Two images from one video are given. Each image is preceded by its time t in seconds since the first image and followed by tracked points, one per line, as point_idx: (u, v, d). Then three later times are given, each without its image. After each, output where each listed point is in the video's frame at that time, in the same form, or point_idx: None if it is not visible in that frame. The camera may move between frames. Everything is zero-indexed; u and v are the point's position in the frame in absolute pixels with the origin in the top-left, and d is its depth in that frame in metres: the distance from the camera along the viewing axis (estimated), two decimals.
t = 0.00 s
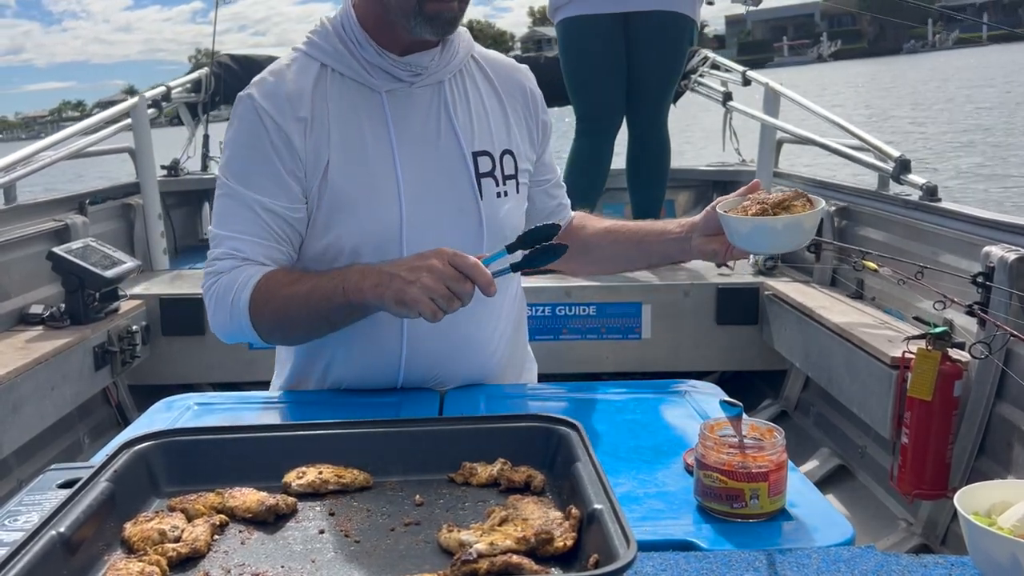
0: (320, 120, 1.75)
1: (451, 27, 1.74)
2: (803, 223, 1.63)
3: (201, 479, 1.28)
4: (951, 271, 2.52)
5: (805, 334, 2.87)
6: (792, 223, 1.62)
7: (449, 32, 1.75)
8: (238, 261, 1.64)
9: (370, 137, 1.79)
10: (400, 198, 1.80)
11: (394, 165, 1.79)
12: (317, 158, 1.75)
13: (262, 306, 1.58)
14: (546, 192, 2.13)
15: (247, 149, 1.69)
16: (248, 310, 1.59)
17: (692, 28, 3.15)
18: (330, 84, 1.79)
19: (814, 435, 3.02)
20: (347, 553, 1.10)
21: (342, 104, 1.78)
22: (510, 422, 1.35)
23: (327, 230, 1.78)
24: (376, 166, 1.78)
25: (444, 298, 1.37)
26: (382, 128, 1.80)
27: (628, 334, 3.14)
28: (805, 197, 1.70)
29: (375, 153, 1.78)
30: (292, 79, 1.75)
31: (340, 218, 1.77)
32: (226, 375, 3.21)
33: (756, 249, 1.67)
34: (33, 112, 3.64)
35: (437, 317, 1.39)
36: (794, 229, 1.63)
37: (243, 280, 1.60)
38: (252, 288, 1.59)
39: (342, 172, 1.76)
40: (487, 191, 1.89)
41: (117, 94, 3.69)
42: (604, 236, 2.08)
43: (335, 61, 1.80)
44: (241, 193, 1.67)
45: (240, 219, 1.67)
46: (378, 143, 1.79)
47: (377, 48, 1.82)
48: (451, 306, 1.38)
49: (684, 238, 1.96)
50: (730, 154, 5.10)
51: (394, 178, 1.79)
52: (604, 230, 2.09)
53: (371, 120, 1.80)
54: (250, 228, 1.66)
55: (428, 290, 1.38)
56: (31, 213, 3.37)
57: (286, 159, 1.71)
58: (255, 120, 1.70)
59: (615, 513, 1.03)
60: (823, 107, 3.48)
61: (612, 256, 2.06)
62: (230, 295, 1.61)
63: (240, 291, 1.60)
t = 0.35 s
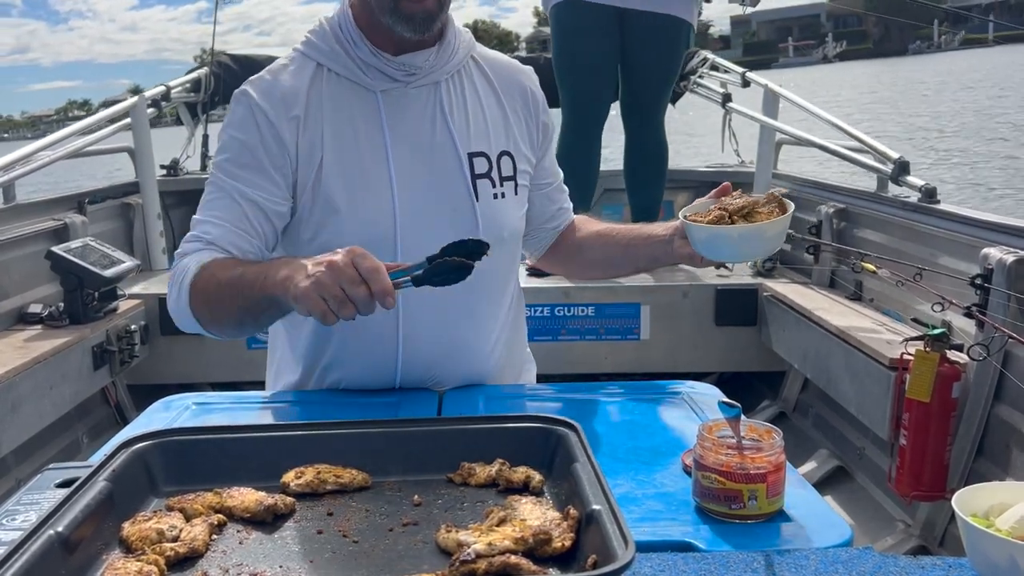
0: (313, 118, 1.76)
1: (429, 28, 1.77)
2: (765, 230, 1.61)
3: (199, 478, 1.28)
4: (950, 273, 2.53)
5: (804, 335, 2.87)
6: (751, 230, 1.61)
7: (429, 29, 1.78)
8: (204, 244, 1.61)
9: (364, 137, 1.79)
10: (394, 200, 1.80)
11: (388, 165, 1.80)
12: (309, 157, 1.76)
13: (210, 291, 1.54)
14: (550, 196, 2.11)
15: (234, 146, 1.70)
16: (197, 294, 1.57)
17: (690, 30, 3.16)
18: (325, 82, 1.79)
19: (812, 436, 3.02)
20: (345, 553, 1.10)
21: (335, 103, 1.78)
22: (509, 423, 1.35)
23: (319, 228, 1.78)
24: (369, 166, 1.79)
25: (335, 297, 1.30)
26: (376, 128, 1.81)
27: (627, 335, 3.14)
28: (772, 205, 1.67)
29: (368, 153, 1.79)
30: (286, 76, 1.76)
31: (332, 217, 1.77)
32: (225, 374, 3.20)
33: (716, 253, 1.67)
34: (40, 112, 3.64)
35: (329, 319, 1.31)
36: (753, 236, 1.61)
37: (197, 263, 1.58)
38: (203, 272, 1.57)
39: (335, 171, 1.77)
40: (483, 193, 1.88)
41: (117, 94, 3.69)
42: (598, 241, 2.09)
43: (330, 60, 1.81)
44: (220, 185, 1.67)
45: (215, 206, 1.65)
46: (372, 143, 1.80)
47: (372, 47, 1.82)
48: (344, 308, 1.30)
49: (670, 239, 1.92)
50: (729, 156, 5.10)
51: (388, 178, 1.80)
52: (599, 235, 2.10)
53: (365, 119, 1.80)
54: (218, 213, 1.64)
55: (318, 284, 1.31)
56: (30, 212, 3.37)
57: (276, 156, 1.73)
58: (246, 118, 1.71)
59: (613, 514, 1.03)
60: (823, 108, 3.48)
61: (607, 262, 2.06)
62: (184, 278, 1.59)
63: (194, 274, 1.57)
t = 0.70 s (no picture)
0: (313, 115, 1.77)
1: (418, 22, 1.78)
2: (666, 248, 1.60)
3: (197, 476, 1.28)
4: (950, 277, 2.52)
5: (802, 338, 2.88)
6: (648, 247, 1.60)
7: (422, 23, 1.79)
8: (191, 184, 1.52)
9: (363, 137, 1.80)
10: (393, 201, 1.79)
11: (387, 167, 1.80)
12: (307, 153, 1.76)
13: (123, 242, 1.34)
14: (555, 204, 2.09)
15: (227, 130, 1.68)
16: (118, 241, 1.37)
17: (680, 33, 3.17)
18: (326, 81, 1.81)
19: (811, 439, 3.02)
20: (342, 551, 1.10)
21: (336, 102, 1.79)
22: (507, 424, 1.35)
23: (316, 226, 1.78)
24: (367, 166, 1.79)
25: (149, 337, 1.09)
26: (376, 128, 1.81)
27: (626, 336, 3.13)
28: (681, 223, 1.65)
29: (366, 153, 1.79)
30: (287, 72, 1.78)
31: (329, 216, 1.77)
32: (223, 372, 3.20)
33: (624, 273, 1.68)
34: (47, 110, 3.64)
35: (137, 353, 1.12)
36: (652, 253, 1.61)
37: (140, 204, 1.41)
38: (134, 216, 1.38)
39: (332, 169, 1.77)
40: (483, 198, 1.88)
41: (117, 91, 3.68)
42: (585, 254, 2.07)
43: (333, 59, 1.82)
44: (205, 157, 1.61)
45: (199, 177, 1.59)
46: (371, 143, 1.81)
47: (374, 47, 1.84)
48: (150, 354, 1.10)
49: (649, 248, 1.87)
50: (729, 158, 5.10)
51: (386, 178, 1.80)
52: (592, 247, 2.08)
53: (365, 119, 1.80)
54: (192, 171, 1.55)
55: (139, 311, 1.09)
56: (30, 209, 3.37)
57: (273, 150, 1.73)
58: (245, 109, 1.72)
59: (610, 515, 1.03)
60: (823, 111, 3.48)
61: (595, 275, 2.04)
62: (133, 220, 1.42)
63: (129, 216, 1.39)
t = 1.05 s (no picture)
0: (325, 116, 1.75)
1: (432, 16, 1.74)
2: (654, 257, 1.60)
3: (202, 475, 1.28)
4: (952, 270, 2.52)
5: (806, 333, 2.87)
6: (638, 256, 1.60)
7: (433, 19, 1.74)
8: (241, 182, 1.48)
9: (374, 141, 1.79)
10: (403, 206, 1.79)
11: (397, 171, 1.80)
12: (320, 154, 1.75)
13: (199, 243, 1.29)
14: (561, 205, 2.09)
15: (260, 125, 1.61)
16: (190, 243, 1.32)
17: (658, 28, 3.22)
18: (335, 83, 1.79)
19: (814, 434, 3.02)
20: (347, 549, 1.10)
21: (346, 106, 1.78)
22: (512, 421, 1.35)
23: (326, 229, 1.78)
24: (377, 170, 1.79)
25: (281, 379, 1.00)
26: (384, 131, 1.81)
27: (629, 332, 3.13)
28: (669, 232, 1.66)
29: (377, 156, 1.79)
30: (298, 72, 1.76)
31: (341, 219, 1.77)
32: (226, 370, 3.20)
33: (609, 279, 1.68)
34: (52, 110, 3.64)
35: (255, 392, 1.02)
36: (641, 263, 1.61)
37: (208, 202, 1.37)
38: (208, 217, 1.33)
39: (343, 173, 1.77)
40: (491, 202, 1.87)
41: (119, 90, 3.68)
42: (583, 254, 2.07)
43: (342, 61, 1.80)
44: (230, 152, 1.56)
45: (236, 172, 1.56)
46: (381, 146, 1.80)
47: (384, 48, 1.82)
48: (277, 397, 1.01)
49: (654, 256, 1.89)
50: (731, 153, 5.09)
51: (397, 182, 1.79)
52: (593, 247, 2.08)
53: (375, 123, 1.80)
54: (251, 167, 1.51)
55: (270, 349, 1.00)
56: (32, 209, 3.37)
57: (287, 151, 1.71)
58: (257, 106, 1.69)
59: (615, 511, 1.03)
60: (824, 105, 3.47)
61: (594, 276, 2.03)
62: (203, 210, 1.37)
63: (199, 212, 1.34)
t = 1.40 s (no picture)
0: (324, 118, 1.75)
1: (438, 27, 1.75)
2: (638, 282, 1.60)
3: (208, 473, 1.28)
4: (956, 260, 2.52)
5: (809, 325, 2.87)
6: (621, 282, 1.60)
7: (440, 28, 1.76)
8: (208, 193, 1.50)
9: (375, 142, 1.79)
10: (403, 207, 1.79)
11: (398, 172, 1.79)
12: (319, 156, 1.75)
13: (152, 257, 1.34)
14: (566, 203, 2.07)
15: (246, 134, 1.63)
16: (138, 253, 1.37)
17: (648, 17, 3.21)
18: (337, 83, 1.79)
19: (819, 425, 3.02)
20: (354, 547, 1.11)
21: (347, 107, 1.78)
22: (516, 416, 1.35)
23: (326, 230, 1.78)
24: (379, 171, 1.78)
25: (240, 318, 1.09)
26: (386, 131, 1.80)
27: (633, 325, 3.11)
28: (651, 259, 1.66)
29: (378, 157, 1.79)
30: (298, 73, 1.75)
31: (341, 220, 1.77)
32: (230, 369, 3.21)
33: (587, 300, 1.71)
34: (57, 110, 3.65)
35: (220, 339, 1.11)
36: (625, 288, 1.60)
37: (157, 214, 1.41)
38: (157, 225, 1.38)
39: (343, 173, 1.76)
40: (493, 203, 1.87)
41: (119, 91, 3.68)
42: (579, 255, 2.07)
43: (344, 60, 1.80)
44: (215, 163, 1.57)
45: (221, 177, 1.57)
46: (382, 146, 1.80)
47: (386, 48, 1.81)
48: (241, 335, 1.09)
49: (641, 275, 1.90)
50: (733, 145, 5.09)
51: (398, 184, 1.79)
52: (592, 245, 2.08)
53: (376, 123, 1.80)
54: (206, 177, 1.52)
55: (226, 294, 1.10)
56: (34, 211, 3.37)
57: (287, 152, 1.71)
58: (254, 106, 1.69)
59: (621, 506, 1.02)
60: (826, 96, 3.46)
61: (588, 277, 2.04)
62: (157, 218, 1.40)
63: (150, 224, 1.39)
